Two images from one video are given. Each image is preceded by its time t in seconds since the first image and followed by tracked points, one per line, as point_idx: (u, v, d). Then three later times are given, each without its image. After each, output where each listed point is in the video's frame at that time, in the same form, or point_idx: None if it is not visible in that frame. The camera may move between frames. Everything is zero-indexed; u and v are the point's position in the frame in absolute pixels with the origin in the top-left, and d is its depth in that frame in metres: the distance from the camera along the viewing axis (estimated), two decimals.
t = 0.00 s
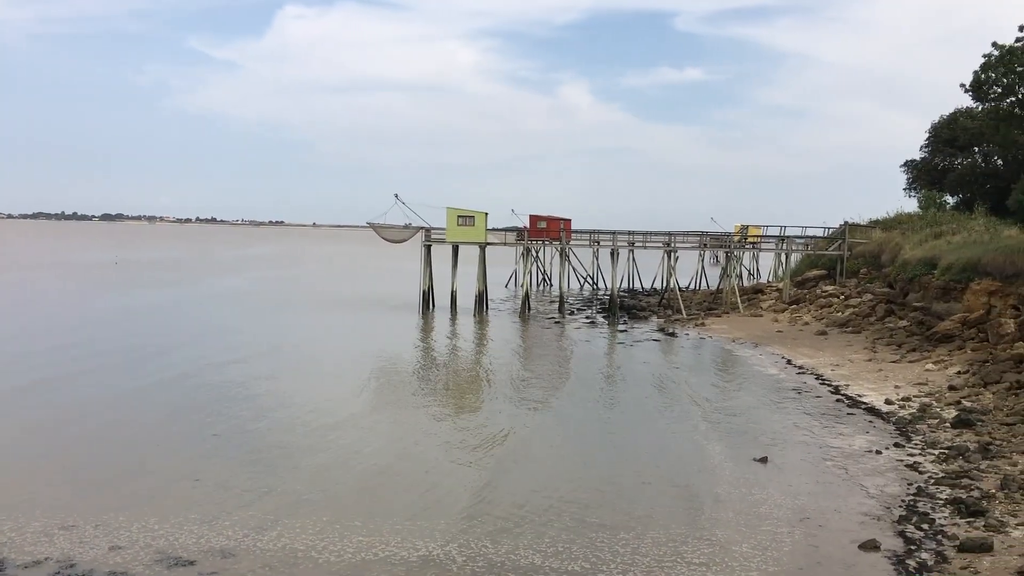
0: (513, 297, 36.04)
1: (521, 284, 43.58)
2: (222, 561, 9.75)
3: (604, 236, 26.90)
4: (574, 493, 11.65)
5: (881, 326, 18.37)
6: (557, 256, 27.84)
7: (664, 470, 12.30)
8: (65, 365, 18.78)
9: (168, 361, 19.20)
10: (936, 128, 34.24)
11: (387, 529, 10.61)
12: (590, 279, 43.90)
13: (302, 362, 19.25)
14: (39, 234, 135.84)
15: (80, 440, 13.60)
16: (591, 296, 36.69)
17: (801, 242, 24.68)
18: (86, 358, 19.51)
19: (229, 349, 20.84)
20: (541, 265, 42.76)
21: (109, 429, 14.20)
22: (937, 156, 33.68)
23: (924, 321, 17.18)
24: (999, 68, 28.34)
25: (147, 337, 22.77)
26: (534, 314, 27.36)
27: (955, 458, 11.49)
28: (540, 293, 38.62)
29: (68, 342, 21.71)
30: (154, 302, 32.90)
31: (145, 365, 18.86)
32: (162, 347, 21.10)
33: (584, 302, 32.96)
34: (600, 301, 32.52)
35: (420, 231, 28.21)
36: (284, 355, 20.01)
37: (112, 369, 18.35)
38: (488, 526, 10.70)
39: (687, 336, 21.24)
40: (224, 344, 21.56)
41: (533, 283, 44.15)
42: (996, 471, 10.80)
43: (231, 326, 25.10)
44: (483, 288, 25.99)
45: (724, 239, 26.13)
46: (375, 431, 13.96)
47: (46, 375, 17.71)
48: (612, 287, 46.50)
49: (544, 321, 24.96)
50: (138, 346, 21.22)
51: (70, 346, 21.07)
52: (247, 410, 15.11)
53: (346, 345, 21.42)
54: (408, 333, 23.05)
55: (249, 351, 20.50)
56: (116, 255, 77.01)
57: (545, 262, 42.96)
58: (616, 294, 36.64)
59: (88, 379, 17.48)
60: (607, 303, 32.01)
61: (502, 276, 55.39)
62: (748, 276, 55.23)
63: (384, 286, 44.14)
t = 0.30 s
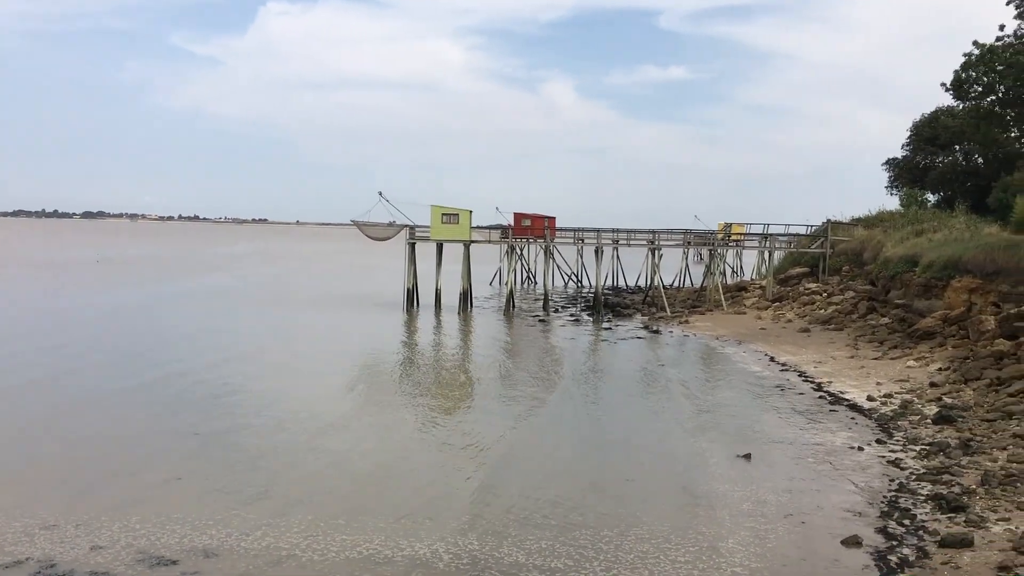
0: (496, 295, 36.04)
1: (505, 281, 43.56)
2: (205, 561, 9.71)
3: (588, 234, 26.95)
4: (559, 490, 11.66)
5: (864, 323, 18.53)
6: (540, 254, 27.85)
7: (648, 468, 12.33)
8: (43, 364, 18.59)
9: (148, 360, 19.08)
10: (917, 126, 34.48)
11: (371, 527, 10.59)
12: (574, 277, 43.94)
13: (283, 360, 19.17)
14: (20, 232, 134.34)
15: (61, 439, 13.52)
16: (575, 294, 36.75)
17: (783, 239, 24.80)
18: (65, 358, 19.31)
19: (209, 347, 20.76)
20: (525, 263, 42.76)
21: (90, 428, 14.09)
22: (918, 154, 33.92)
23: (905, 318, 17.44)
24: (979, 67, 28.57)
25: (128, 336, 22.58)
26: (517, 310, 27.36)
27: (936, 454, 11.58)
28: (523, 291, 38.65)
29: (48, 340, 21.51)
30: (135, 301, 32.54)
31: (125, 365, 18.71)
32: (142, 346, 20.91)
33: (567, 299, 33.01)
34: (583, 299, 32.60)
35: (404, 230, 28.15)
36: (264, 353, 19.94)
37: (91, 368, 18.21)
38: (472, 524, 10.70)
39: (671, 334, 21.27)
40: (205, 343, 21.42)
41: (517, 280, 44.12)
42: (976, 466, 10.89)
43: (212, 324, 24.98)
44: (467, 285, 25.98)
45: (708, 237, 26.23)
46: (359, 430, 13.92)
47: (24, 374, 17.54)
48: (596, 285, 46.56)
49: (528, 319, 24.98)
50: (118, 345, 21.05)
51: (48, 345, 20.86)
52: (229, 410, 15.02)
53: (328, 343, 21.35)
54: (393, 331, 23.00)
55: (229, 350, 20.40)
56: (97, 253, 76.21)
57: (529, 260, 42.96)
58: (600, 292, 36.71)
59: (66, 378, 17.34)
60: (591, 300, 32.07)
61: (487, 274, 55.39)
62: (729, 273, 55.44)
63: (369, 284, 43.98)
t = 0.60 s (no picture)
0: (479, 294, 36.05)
1: (489, 280, 43.58)
2: (185, 561, 9.66)
3: (572, 233, 26.99)
4: (543, 489, 11.67)
5: (845, 322, 18.65)
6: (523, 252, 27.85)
7: (631, 465, 12.36)
8: (18, 364, 18.36)
9: (124, 360, 18.94)
10: (897, 125, 34.76)
11: (353, 527, 10.57)
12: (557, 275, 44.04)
13: (264, 360, 19.07)
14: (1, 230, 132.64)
15: (40, 439, 13.39)
16: (559, 293, 36.82)
17: (764, 238, 24.93)
18: (41, 357, 19.08)
19: (188, 347, 20.62)
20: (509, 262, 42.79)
21: (69, 428, 13.97)
22: (899, 154, 34.13)
23: (886, 317, 17.58)
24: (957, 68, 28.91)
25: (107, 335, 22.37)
26: (500, 309, 27.37)
27: (916, 451, 11.67)
28: (506, 290, 38.69)
29: (26, 340, 21.28)
30: (115, 300, 32.19)
31: (103, 364, 18.54)
32: (121, 346, 20.73)
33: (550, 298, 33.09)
34: (566, 297, 32.69)
35: (387, 228, 28.08)
36: (244, 353, 19.85)
37: (68, 368, 18.02)
38: (455, 522, 10.69)
39: (654, 332, 21.31)
40: (184, 342, 21.27)
41: (501, 279, 44.13)
42: (955, 463, 10.98)
43: (194, 324, 24.80)
44: (451, 284, 25.94)
45: (690, 236, 26.34)
46: (342, 429, 13.88)
47: None
48: (580, 284, 46.66)
49: (511, 318, 24.99)
50: (96, 344, 20.86)
51: (26, 345, 20.64)
52: (209, 410, 14.92)
53: (308, 342, 21.26)
54: (376, 330, 22.94)
55: (207, 349, 20.32)
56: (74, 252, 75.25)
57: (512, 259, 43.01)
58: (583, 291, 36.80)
59: (43, 377, 17.15)
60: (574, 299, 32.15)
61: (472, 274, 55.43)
62: (711, 272, 55.80)
63: (353, 283, 43.82)
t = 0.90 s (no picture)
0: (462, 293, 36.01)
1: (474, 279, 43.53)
2: (167, 561, 9.61)
3: (557, 233, 27.01)
4: (527, 488, 11.68)
5: (827, 321, 18.75)
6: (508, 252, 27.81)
7: (614, 465, 12.39)
8: None
9: (103, 360, 18.76)
10: (880, 126, 35.00)
11: (336, 527, 10.54)
12: (541, 275, 44.06)
13: (246, 359, 18.97)
14: None
15: (20, 439, 13.28)
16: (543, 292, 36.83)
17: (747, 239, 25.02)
18: (18, 357, 18.88)
19: (168, 346, 20.48)
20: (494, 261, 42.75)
21: (48, 428, 13.85)
22: (881, 155, 34.33)
23: (868, 317, 17.70)
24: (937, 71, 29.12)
25: (88, 334, 22.15)
26: (484, 309, 27.34)
27: (897, 451, 11.75)
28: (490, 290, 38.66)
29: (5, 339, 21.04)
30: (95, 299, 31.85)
31: (81, 364, 18.37)
32: (101, 345, 20.53)
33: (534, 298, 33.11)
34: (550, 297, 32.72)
35: (372, 228, 28.01)
36: (224, 352, 19.72)
37: (46, 368, 17.84)
38: (439, 522, 10.68)
39: (638, 332, 21.33)
40: (165, 342, 21.11)
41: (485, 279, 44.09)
42: (936, 462, 11.06)
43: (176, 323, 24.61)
44: (435, 284, 25.87)
45: (674, 236, 26.42)
46: (326, 429, 13.84)
47: None
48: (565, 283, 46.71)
49: (496, 317, 24.97)
50: (75, 344, 20.65)
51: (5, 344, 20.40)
52: (191, 410, 14.83)
53: (290, 341, 21.16)
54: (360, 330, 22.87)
55: (185, 349, 20.17)
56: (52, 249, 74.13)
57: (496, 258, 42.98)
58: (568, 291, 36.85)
59: (21, 377, 16.96)
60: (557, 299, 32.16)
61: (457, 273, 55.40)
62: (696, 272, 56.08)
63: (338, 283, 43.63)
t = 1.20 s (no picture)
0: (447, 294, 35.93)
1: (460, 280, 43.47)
2: (148, 561, 9.56)
3: (542, 234, 27.03)
4: (512, 489, 11.68)
5: (810, 323, 18.85)
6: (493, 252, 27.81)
7: (599, 466, 12.40)
8: None
9: (83, 360, 18.57)
10: (863, 129, 35.24)
11: (321, 527, 10.50)
12: (527, 275, 44.04)
13: (228, 359, 18.86)
14: None
15: None
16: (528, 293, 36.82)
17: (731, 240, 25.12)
18: None
19: (149, 346, 20.30)
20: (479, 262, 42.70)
21: (28, 428, 13.72)
22: (864, 158, 34.57)
23: (851, 319, 17.81)
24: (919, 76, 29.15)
25: (69, 334, 21.93)
26: (469, 310, 27.29)
27: (879, 452, 11.81)
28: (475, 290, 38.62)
29: None
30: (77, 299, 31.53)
31: (61, 364, 18.18)
32: (82, 345, 20.34)
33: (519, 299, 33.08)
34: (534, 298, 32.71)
35: (357, 227, 27.93)
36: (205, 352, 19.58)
37: (25, 368, 17.63)
38: (424, 522, 10.66)
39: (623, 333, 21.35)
40: (148, 341, 20.95)
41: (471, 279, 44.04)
42: (918, 463, 11.12)
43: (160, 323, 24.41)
44: (419, 284, 25.81)
45: (658, 237, 26.49)
46: (311, 429, 13.80)
47: None
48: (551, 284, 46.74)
49: (482, 318, 24.95)
50: (54, 343, 20.44)
51: None
52: (173, 410, 14.74)
53: (272, 342, 21.05)
54: (345, 330, 22.79)
55: (167, 349, 20.00)
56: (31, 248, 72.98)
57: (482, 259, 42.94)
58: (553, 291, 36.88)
59: None
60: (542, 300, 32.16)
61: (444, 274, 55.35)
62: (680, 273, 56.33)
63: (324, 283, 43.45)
